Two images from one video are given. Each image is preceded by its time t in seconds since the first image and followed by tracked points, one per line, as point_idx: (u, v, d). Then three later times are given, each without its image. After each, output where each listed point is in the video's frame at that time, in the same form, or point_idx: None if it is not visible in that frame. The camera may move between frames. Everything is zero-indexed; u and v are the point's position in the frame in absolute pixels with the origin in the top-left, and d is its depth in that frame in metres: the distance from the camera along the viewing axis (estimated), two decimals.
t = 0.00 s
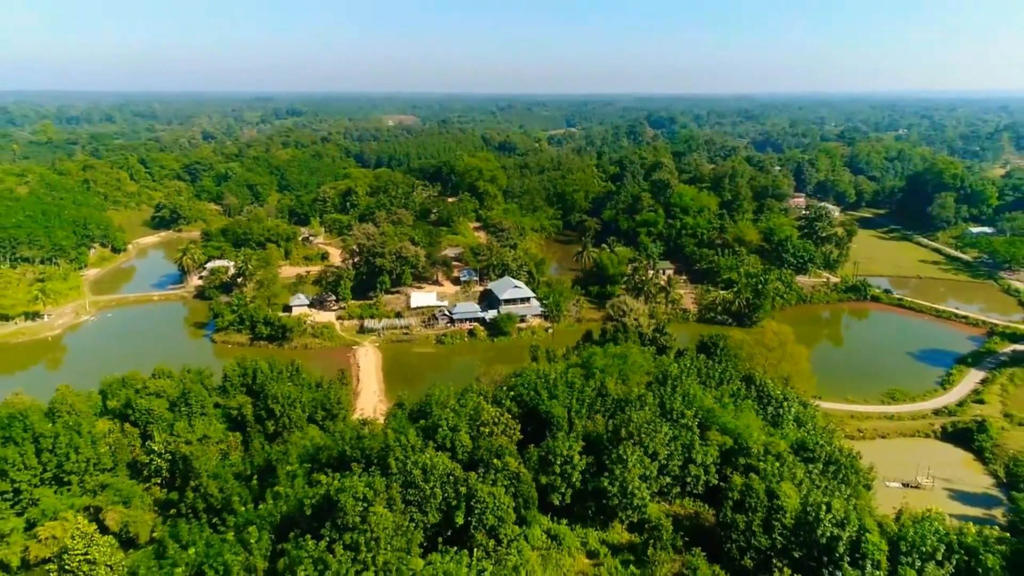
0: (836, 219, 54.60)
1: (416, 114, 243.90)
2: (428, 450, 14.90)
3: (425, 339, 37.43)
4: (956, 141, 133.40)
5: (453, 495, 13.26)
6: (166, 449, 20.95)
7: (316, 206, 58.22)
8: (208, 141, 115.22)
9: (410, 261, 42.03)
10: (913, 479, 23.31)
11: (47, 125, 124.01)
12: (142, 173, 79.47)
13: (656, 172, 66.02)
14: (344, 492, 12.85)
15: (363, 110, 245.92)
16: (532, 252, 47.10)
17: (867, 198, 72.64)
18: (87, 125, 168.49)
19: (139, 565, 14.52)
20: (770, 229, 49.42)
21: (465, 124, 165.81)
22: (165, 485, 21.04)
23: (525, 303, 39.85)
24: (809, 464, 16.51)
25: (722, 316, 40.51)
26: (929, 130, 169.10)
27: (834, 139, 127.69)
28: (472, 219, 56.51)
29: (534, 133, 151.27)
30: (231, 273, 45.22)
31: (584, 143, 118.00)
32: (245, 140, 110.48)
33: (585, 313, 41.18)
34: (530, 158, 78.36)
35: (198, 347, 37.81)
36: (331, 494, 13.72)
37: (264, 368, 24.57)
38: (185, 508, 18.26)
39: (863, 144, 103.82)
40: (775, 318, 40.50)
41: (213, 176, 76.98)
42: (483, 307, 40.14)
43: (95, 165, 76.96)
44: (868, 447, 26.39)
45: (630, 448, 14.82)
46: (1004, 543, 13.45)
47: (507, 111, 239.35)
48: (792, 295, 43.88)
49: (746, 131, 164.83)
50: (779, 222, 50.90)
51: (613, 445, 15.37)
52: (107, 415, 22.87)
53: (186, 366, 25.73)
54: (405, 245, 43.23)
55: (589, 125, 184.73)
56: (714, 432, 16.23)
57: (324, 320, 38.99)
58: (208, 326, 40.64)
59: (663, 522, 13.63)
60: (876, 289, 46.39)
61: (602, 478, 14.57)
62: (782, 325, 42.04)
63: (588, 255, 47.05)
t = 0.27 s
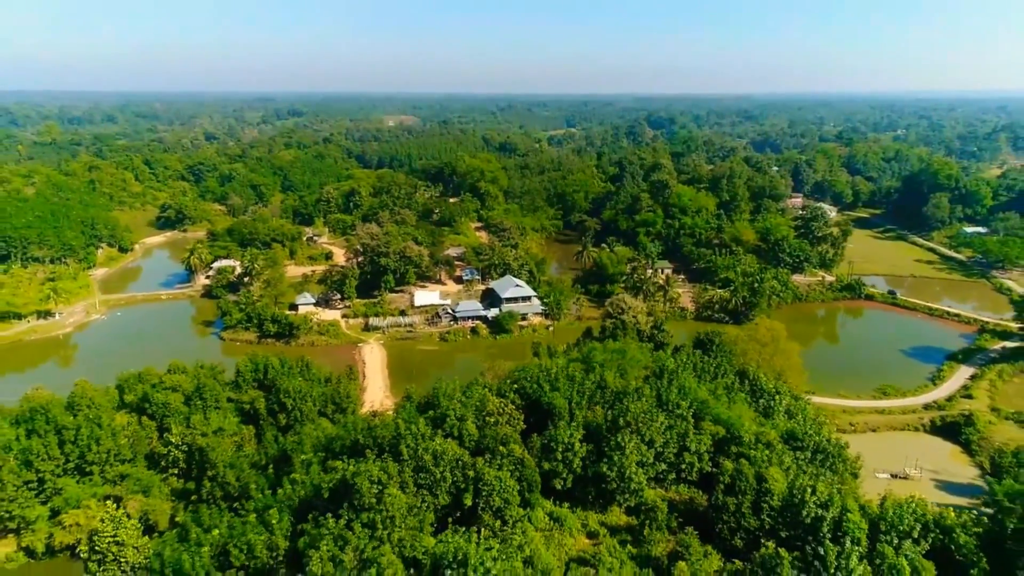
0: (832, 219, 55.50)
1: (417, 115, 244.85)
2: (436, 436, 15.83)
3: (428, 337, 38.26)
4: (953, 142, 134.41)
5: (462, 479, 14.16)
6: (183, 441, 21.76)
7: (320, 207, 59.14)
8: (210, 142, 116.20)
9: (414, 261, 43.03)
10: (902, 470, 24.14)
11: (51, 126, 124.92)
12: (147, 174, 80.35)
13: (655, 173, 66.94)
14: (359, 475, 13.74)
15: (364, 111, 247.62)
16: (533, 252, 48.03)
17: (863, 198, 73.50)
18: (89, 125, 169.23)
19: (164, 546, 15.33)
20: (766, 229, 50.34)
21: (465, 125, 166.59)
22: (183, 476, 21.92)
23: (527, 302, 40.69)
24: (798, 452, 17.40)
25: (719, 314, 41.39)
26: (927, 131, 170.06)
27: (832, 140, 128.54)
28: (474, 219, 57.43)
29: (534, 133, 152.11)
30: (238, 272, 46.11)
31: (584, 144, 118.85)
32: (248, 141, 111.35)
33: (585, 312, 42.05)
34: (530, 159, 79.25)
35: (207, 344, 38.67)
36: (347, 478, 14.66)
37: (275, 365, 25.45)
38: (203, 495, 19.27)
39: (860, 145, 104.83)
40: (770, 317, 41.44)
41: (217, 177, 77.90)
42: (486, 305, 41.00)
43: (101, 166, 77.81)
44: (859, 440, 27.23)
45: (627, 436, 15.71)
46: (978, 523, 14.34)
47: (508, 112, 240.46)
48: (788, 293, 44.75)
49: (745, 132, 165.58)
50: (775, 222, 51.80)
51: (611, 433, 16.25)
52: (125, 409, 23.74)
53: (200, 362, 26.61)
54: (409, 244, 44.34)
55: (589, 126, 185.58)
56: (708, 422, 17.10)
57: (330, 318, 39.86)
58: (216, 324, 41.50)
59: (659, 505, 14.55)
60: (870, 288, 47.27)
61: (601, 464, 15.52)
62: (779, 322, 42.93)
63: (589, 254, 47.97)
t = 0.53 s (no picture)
0: (829, 220, 56.33)
1: (417, 114, 245.59)
2: (444, 426, 16.69)
3: (432, 335, 39.09)
4: (951, 142, 135.22)
5: (469, 466, 15.04)
6: (197, 434, 22.54)
7: (324, 207, 60.02)
8: (214, 143, 117.17)
9: (417, 261, 43.99)
10: (892, 463, 24.97)
11: (54, 127, 125.85)
12: (152, 174, 81.20)
13: (654, 174, 67.80)
14: (373, 464, 14.66)
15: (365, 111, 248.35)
16: (534, 252, 48.88)
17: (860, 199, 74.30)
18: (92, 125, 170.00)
19: (186, 532, 16.29)
20: (763, 230, 51.17)
21: (466, 125, 167.43)
22: (197, 468, 22.64)
23: (528, 301, 41.45)
24: (788, 443, 18.23)
25: (717, 313, 42.19)
26: (925, 132, 170.88)
27: (830, 140, 129.39)
28: (475, 220, 58.28)
29: (534, 134, 152.97)
30: (244, 272, 46.94)
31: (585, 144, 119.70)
32: (250, 141, 112.20)
33: (585, 311, 42.86)
34: (531, 160, 80.10)
35: (215, 342, 39.48)
36: (360, 466, 15.57)
37: (285, 361, 26.23)
38: (219, 486, 20.15)
39: (858, 146, 105.70)
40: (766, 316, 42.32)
41: (221, 177, 78.76)
42: (488, 304, 41.81)
43: (106, 167, 78.63)
44: (852, 435, 28.04)
45: (625, 428, 16.60)
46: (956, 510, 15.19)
47: (508, 112, 241.30)
48: (785, 293, 45.61)
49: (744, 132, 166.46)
50: (772, 223, 52.61)
51: (611, 424, 17.16)
52: (140, 403, 24.56)
53: (212, 359, 27.42)
54: (413, 243, 45.66)
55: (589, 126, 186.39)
56: (703, 415, 17.95)
57: (335, 317, 40.69)
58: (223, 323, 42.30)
59: (655, 491, 15.40)
60: (865, 288, 48.10)
61: (601, 453, 16.47)
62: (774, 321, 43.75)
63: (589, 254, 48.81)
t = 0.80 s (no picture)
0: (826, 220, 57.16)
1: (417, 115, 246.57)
2: (452, 416, 17.58)
3: (435, 332, 39.92)
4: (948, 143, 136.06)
5: (475, 452, 16.08)
6: (212, 425, 23.27)
7: (328, 207, 60.89)
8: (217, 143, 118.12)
9: (421, 260, 44.93)
10: (882, 455, 25.80)
11: (59, 127, 126.85)
12: (157, 174, 82.10)
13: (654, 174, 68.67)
14: (385, 449, 15.57)
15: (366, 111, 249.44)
16: (535, 251, 49.73)
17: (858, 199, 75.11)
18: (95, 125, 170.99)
19: (206, 516, 17.12)
20: (761, 229, 52.01)
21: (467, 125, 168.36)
22: (211, 459, 23.30)
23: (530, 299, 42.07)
24: (781, 433, 19.03)
25: (715, 311, 43.00)
26: (923, 132, 171.75)
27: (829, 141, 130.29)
28: (477, 219, 59.15)
29: (535, 134, 153.89)
30: (250, 271, 47.77)
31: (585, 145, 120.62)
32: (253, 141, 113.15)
33: (585, 309, 43.65)
34: (532, 160, 80.97)
35: (222, 339, 40.27)
36: (373, 452, 16.49)
37: (296, 356, 27.01)
38: (234, 474, 20.97)
39: (856, 147, 106.59)
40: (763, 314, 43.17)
41: (225, 178, 79.68)
42: (490, 302, 42.55)
43: (112, 167, 79.50)
44: (845, 428, 28.86)
45: (624, 417, 17.48)
46: (936, 495, 16.05)
47: (508, 112, 242.26)
48: (782, 292, 46.43)
49: (743, 133, 167.40)
50: (770, 223, 53.44)
51: (610, 414, 18.06)
52: (155, 397, 25.36)
53: (223, 355, 28.22)
54: (416, 243, 46.43)
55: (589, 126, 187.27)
56: (699, 406, 18.77)
57: (340, 315, 41.52)
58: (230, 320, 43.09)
59: (651, 477, 16.26)
60: (861, 286, 48.91)
61: (600, 441, 17.38)
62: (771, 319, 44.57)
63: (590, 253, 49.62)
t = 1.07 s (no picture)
0: (824, 219, 57.58)
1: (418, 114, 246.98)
2: (456, 410, 18.01)
3: (438, 330, 40.34)
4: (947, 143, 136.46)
5: (480, 445, 16.56)
6: (219, 421, 23.69)
7: (330, 207, 61.32)
8: (218, 143, 118.54)
9: (423, 259, 45.21)
10: (879, 451, 26.25)
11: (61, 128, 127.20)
12: (159, 175, 82.50)
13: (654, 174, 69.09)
14: (392, 442, 16.01)
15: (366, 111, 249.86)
16: (536, 250, 50.11)
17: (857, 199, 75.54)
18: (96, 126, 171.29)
19: (216, 508, 17.54)
20: (760, 228, 52.41)
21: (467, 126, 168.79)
22: (219, 454, 23.73)
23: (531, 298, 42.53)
24: (778, 427, 19.42)
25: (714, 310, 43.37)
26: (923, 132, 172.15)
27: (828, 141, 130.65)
28: (478, 219, 59.55)
29: (535, 134, 154.29)
30: (254, 270, 48.17)
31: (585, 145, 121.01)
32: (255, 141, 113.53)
33: (586, 308, 44.09)
34: (533, 160, 81.39)
35: (227, 337, 40.66)
36: (379, 445, 16.94)
37: (301, 353, 27.39)
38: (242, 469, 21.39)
39: (856, 147, 107.00)
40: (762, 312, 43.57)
41: (228, 178, 80.11)
42: (491, 301, 42.97)
43: (114, 167, 79.88)
44: (843, 424, 29.28)
45: (624, 411, 17.91)
46: (928, 487, 16.49)
47: (509, 112, 242.66)
48: (781, 290, 46.80)
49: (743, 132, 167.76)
50: (769, 222, 53.84)
51: (610, 408, 18.51)
52: (163, 393, 25.72)
53: (229, 352, 28.59)
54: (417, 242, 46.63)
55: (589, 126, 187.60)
56: (697, 401, 19.18)
57: (343, 313, 41.90)
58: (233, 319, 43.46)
59: (651, 469, 16.71)
60: (859, 285, 49.30)
61: (601, 434, 17.82)
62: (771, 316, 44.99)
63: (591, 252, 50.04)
